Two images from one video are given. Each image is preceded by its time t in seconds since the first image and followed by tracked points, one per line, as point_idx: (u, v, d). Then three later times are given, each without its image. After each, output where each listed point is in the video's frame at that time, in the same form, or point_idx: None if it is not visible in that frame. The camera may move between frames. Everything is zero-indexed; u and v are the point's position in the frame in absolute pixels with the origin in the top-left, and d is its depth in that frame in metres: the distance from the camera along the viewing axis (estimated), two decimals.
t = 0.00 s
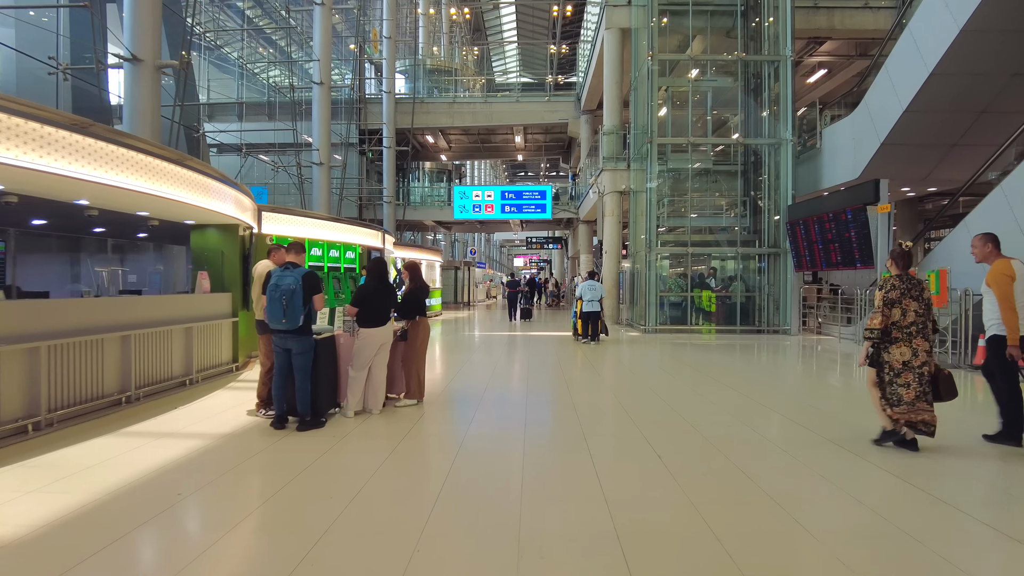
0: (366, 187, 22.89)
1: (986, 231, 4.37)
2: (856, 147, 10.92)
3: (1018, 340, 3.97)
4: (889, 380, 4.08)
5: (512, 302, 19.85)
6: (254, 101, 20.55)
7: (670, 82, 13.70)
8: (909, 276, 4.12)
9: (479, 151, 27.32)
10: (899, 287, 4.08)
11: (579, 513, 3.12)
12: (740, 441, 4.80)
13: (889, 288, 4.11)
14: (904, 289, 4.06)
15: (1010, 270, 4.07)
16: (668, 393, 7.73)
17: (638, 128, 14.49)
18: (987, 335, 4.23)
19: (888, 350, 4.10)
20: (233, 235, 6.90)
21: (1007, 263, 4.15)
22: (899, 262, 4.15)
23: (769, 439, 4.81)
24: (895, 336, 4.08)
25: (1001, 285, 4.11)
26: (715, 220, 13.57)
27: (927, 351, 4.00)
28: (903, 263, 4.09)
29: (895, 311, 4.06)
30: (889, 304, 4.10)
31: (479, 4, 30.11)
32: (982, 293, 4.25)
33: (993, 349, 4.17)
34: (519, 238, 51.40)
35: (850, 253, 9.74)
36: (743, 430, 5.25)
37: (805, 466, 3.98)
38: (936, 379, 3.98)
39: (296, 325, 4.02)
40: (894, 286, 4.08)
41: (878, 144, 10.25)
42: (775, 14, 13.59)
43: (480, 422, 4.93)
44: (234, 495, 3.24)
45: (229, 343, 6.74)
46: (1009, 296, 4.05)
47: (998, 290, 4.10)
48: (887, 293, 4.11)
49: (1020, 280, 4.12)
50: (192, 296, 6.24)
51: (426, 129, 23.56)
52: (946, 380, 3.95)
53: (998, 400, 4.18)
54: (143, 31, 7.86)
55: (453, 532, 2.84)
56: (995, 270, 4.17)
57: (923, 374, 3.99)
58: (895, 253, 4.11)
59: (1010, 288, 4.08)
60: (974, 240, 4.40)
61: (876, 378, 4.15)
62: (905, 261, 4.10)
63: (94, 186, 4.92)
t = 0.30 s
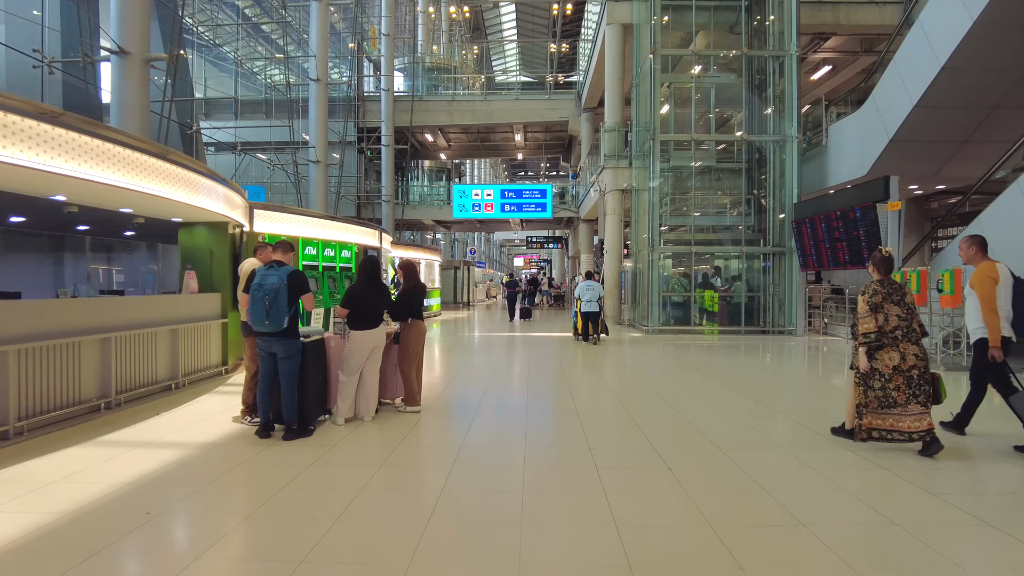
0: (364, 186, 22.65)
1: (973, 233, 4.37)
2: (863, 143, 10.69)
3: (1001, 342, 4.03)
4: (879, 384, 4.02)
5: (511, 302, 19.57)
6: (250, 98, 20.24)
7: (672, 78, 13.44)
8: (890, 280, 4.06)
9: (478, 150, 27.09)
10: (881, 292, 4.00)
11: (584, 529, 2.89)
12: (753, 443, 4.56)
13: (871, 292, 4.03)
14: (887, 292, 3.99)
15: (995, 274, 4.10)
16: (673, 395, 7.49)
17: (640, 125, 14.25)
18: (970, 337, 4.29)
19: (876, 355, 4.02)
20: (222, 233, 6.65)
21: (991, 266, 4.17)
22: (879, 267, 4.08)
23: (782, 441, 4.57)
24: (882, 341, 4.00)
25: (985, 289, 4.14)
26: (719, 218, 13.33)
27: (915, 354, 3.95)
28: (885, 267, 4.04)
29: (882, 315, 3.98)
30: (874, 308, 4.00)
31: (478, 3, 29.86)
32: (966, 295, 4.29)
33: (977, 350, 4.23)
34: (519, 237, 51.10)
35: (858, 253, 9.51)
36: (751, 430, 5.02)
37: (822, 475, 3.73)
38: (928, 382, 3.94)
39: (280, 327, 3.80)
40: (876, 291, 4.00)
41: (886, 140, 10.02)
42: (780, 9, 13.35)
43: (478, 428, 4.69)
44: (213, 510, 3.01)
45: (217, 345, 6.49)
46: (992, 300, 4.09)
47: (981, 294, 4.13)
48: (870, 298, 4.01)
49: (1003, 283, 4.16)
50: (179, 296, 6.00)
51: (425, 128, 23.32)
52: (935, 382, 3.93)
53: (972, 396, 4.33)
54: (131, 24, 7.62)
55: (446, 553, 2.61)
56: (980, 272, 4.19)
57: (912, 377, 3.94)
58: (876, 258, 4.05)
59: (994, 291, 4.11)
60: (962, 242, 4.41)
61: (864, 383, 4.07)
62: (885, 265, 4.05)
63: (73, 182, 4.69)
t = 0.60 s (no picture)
0: (363, 185, 22.37)
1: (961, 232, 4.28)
2: (872, 140, 10.44)
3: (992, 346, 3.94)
4: (862, 381, 4.07)
5: (511, 302, 19.31)
6: (247, 96, 20.03)
7: (676, 75, 13.18)
8: (877, 278, 4.13)
9: (478, 149, 26.82)
10: (866, 289, 4.10)
11: (589, 553, 2.64)
12: (768, 454, 4.30)
13: (857, 290, 4.13)
14: (871, 291, 4.07)
15: (988, 275, 4.01)
16: (680, 399, 7.22)
17: (643, 123, 13.98)
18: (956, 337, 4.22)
19: (857, 352, 4.11)
20: (210, 232, 6.40)
21: (984, 268, 4.08)
22: (867, 265, 4.18)
23: (799, 453, 4.31)
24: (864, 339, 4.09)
25: (978, 289, 4.03)
26: (723, 218, 13.08)
27: (895, 352, 4.01)
28: (871, 265, 4.13)
29: (864, 313, 4.07)
30: (856, 306, 4.11)
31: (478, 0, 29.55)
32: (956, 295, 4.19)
33: (960, 350, 4.18)
34: (519, 238, 50.83)
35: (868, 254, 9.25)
36: (764, 440, 4.75)
37: (844, 492, 3.49)
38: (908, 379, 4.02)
39: (261, 333, 3.55)
40: (861, 289, 4.10)
41: (897, 137, 9.75)
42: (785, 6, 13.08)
43: (475, 437, 4.43)
44: (184, 531, 2.76)
45: (204, 349, 6.22)
46: (986, 300, 3.98)
47: (974, 295, 4.02)
48: (854, 295, 4.12)
49: (994, 284, 4.08)
50: (164, 297, 5.75)
51: (424, 126, 23.04)
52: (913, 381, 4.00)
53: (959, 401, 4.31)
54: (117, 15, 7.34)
55: None
56: (971, 273, 4.10)
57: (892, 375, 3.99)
58: (862, 256, 4.16)
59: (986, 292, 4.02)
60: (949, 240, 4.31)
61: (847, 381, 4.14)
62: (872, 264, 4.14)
63: (47, 177, 4.42)
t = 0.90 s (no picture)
0: (356, 183, 22.09)
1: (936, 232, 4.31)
2: (875, 136, 10.22)
3: (960, 345, 3.98)
4: (843, 381, 3.97)
5: (506, 301, 19.01)
6: (238, 92, 19.69)
7: (673, 70, 12.95)
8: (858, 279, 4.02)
9: (473, 147, 26.55)
10: (847, 291, 3.99)
11: (585, 567, 2.41)
12: (774, 457, 4.05)
13: (837, 290, 4.02)
14: (851, 291, 3.97)
15: (959, 276, 4.03)
16: (679, 398, 7.00)
17: (641, 119, 13.76)
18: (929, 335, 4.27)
19: (836, 353, 4.01)
20: (189, 227, 6.12)
21: (957, 267, 4.11)
22: (849, 265, 4.07)
23: (807, 456, 4.07)
24: (842, 339, 4.00)
25: (950, 290, 4.07)
26: (721, 216, 12.85)
27: (872, 354, 3.94)
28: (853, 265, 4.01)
29: (843, 314, 3.98)
30: (836, 307, 4.00)
31: None
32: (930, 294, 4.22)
33: (933, 349, 4.21)
34: (514, 237, 50.48)
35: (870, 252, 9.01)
36: (769, 441, 4.51)
37: (859, 500, 3.25)
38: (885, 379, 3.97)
39: (231, 332, 3.29)
40: (842, 289, 3.99)
41: (900, 133, 9.56)
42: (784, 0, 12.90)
43: (464, 442, 4.17)
44: (141, 544, 2.52)
45: (183, 350, 5.94)
46: (956, 301, 4.02)
47: (946, 295, 4.06)
48: (835, 296, 4.02)
49: (967, 284, 4.10)
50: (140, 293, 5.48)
51: (418, 124, 22.77)
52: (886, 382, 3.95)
53: (926, 397, 4.38)
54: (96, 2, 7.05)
55: None
56: (943, 274, 4.13)
57: (869, 377, 3.92)
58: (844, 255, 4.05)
59: (958, 292, 4.05)
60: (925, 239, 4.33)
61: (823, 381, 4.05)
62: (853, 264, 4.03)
63: (9, 165, 4.14)
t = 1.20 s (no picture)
0: (345, 182, 21.77)
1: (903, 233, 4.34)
2: (871, 135, 10.04)
3: (923, 345, 3.99)
4: (821, 381, 4.04)
5: (497, 303, 18.77)
6: (224, 91, 19.37)
7: (666, 68, 12.72)
8: (830, 280, 4.17)
9: (464, 146, 26.28)
10: (821, 291, 4.11)
11: None
12: (775, 469, 3.83)
13: (812, 292, 4.14)
14: (826, 292, 4.09)
15: (918, 275, 4.04)
16: (674, 402, 6.79)
17: (633, 118, 13.53)
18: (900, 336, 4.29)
19: (814, 353, 4.09)
20: (161, 228, 5.83)
21: (916, 268, 4.12)
22: (820, 267, 4.21)
23: (808, 468, 3.84)
24: (819, 339, 4.08)
25: (910, 290, 4.09)
26: (714, 216, 12.58)
27: (848, 353, 4.04)
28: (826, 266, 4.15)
29: (821, 314, 4.08)
30: (812, 307, 4.10)
31: None
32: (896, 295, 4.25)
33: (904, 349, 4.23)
34: (506, 237, 50.24)
35: (868, 253, 8.83)
36: (768, 450, 4.29)
37: (865, 519, 3.03)
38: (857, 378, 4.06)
39: (190, 344, 3.03)
40: (817, 290, 4.11)
41: (898, 132, 9.36)
42: None
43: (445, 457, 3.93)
44: None
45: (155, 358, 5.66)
46: (914, 301, 4.04)
47: (906, 295, 4.09)
48: (810, 296, 4.12)
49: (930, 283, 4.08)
50: (106, 298, 5.20)
51: (408, 122, 22.48)
52: (871, 378, 3.97)
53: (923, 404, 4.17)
54: None
55: None
56: (905, 273, 4.14)
57: (846, 374, 4.03)
58: (815, 257, 4.19)
59: (917, 292, 4.07)
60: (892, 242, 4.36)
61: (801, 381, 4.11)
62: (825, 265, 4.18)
63: None
